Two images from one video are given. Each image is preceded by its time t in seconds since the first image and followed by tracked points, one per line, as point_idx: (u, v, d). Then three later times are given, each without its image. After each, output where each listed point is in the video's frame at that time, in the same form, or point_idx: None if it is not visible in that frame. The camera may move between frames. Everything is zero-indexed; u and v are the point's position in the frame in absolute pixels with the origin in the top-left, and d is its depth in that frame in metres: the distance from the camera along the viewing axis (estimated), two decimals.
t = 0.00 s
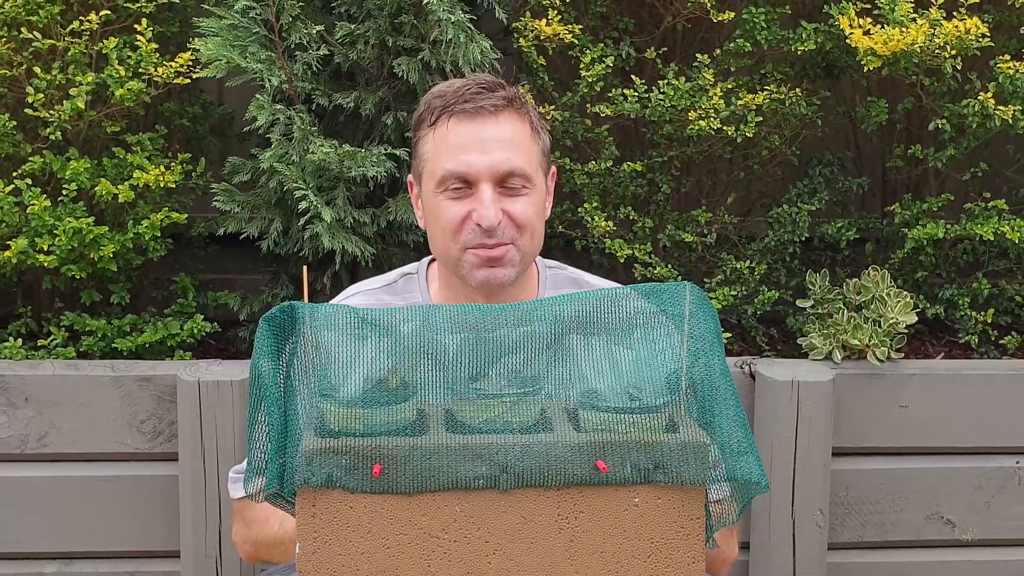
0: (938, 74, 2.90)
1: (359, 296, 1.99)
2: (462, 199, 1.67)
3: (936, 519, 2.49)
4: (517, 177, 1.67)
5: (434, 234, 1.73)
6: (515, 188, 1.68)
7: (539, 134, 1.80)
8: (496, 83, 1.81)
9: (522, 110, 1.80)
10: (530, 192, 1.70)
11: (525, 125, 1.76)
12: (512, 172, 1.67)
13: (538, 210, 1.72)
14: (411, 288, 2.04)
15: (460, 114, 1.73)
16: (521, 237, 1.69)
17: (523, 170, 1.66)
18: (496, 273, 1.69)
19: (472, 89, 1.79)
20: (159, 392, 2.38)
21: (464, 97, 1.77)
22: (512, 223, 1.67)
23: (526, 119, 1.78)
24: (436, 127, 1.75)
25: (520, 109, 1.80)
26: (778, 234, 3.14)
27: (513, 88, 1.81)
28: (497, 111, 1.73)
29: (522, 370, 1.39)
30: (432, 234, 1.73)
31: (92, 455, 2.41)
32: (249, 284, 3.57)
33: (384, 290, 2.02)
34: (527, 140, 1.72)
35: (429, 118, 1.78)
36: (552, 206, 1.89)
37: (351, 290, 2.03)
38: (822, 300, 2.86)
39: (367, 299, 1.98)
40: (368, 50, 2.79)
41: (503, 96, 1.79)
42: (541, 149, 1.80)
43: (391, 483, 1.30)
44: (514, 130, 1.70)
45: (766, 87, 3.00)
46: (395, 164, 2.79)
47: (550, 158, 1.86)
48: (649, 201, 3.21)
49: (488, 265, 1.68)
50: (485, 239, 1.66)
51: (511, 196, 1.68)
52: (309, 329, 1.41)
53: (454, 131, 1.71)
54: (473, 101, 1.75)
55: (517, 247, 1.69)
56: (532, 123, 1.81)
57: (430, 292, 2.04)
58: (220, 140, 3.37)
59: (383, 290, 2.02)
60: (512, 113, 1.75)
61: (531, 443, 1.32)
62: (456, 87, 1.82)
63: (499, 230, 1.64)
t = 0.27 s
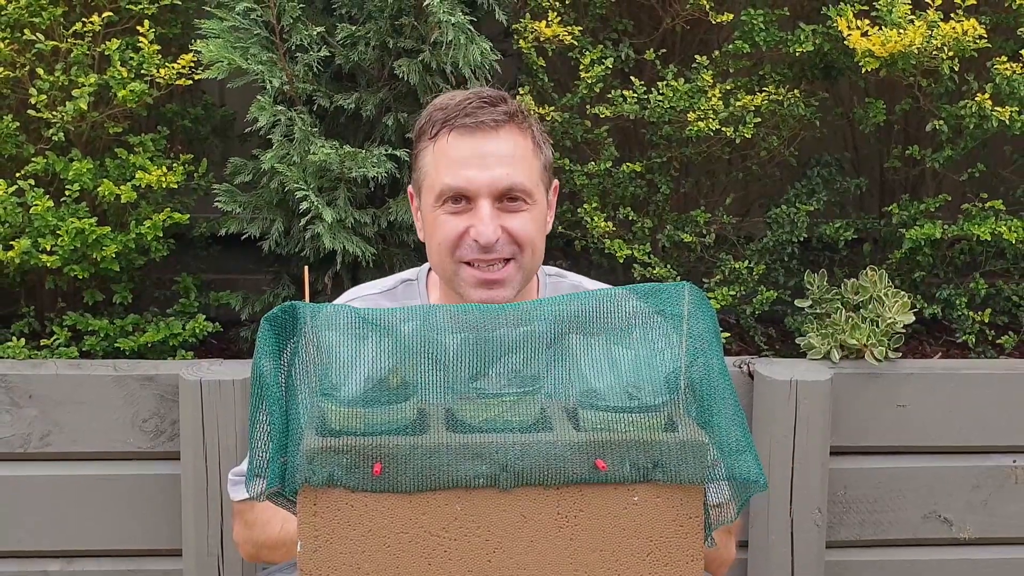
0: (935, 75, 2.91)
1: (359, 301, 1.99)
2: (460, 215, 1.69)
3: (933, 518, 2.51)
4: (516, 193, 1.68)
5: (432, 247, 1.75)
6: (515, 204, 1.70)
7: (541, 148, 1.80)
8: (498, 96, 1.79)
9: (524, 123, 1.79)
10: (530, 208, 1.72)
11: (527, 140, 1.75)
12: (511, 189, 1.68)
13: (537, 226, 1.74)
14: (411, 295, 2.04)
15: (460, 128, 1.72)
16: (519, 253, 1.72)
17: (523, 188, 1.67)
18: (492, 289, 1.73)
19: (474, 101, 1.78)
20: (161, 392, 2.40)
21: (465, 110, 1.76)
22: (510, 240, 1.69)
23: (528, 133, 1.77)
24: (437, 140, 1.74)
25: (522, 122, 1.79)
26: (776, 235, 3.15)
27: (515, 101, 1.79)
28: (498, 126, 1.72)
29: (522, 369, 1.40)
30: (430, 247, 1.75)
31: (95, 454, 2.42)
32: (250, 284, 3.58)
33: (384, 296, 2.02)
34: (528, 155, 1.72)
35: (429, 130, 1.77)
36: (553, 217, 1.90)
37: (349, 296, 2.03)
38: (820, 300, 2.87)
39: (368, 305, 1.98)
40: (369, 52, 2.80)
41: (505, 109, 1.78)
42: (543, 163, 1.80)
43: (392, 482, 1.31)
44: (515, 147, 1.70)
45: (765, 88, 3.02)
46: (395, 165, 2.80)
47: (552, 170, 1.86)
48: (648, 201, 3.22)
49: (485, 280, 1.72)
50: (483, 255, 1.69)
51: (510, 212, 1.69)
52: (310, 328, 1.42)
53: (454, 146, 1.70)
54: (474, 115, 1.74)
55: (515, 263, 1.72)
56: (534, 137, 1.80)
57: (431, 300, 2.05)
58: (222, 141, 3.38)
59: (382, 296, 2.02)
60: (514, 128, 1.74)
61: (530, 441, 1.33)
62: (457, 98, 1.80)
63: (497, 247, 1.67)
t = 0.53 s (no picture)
0: (933, 77, 2.92)
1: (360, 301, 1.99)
2: (463, 215, 1.70)
3: (931, 517, 2.52)
4: (518, 193, 1.70)
5: (434, 248, 1.76)
6: (517, 203, 1.71)
7: (543, 149, 1.81)
8: (500, 98, 1.81)
9: (527, 125, 1.80)
10: (532, 208, 1.73)
11: (529, 140, 1.77)
12: (513, 189, 1.69)
13: (540, 226, 1.75)
14: (412, 296, 2.06)
15: (462, 129, 1.74)
16: (522, 253, 1.73)
17: (525, 187, 1.68)
18: (496, 288, 1.74)
19: (476, 102, 1.79)
20: (164, 391, 2.41)
21: (468, 111, 1.77)
22: (513, 240, 1.71)
23: (530, 134, 1.79)
24: (439, 142, 1.76)
25: (525, 124, 1.81)
26: (774, 235, 3.17)
27: (517, 103, 1.81)
28: (500, 126, 1.74)
29: (522, 369, 1.41)
30: (433, 247, 1.77)
31: (98, 453, 2.44)
32: (252, 284, 3.60)
33: (385, 296, 2.03)
34: (530, 155, 1.74)
35: (432, 132, 1.79)
36: (556, 219, 1.92)
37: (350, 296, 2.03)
38: (819, 300, 2.89)
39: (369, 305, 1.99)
40: (370, 53, 2.82)
41: (507, 111, 1.79)
42: (545, 164, 1.81)
43: (392, 480, 1.33)
44: (517, 147, 1.72)
45: (763, 90, 3.04)
46: (396, 166, 2.81)
47: (555, 172, 1.87)
48: (647, 202, 3.24)
49: (489, 279, 1.73)
50: (486, 254, 1.70)
51: (512, 212, 1.71)
52: (311, 328, 1.44)
53: (456, 147, 1.72)
54: (477, 116, 1.76)
55: (518, 263, 1.73)
56: (536, 138, 1.82)
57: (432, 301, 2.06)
58: (224, 142, 3.40)
59: (383, 297, 2.03)
60: (516, 128, 1.76)
61: (530, 441, 1.35)
62: (460, 101, 1.82)
63: (500, 246, 1.68)
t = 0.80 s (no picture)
0: (930, 78, 2.94)
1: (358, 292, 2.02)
2: (457, 199, 1.72)
3: (928, 515, 2.53)
4: (511, 176, 1.72)
5: (429, 233, 1.78)
6: (510, 187, 1.73)
7: (534, 137, 1.84)
8: (491, 87, 1.84)
9: (518, 113, 1.83)
10: (524, 192, 1.74)
11: (521, 127, 1.79)
12: (506, 172, 1.71)
13: (533, 211, 1.76)
14: (410, 287, 2.07)
15: (455, 116, 1.76)
16: (515, 236, 1.74)
17: (517, 170, 1.70)
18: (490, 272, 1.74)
19: (468, 92, 1.83)
20: (166, 390, 2.43)
21: (460, 100, 1.80)
22: (506, 223, 1.72)
23: (521, 122, 1.81)
24: (433, 130, 1.79)
25: (516, 112, 1.83)
26: (773, 235, 3.18)
27: (508, 92, 1.84)
28: (492, 113, 1.77)
29: (522, 369, 1.43)
30: (427, 233, 1.78)
31: (100, 452, 2.45)
32: (253, 284, 3.61)
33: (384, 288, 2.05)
34: (522, 140, 1.76)
35: (426, 121, 1.82)
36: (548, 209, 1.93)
37: (352, 288, 2.06)
38: (817, 300, 2.91)
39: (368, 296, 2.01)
40: (370, 54, 2.84)
41: (498, 99, 1.82)
42: (537, 152, 1.83)
43: (392, 479, 1.34)
44: (508, 132, 1.74)
45: (761, 91, 3.06)
46: (397, 167, 2.83)
47: (547, 161, 1.89)
48: (646, 203, 3.25)
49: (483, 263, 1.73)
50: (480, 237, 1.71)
51: (505, 195, 1.72)
52: (312, 328, 1.45)
53: (449, 133, 1.75)
54: (469, 104, 1.79)
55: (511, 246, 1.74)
56: (527, 127, 1.84)
57: (430, 291, 2.07)
58: (225, 143, 3.42)
59: (382, 289, 2.05)
60: (508, 115, 1.79)
61: (530, 440, 1.36)
62: (452, 91, 1.85)
63: (493, 228, 1.70)
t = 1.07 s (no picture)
0: (927, 79, 2.96)
1: (361, 277, 2.05)
2: (454, 185, 1.72)
3: (926, 513, 2.55)
4: (507, 164, 1.72)
5: (426, 220, 1.78)
6: (505, 175, 1.73)
7: (530, 127, 1.85)
8: (489, 77, 1.86)
9: (514, 103, 1.84)
10: (519, 180, 1.75)
11: (517, 116, 1.80)
12: (502, 159, 1.71)
13: (528, 198, 1.76)
14: (412, 271, 2.09)
15: (454, 105, 1.78)
16: (510, 222, 1.73)
17: (513, 158, 1.71)
18: (484, 258, 1.74)
19: (466, 82, 1.84)
20: (168, 389, 2.44)
21: (458, 89, 1.82)
22: (501, 209, 1.71)
23: (517, 111, 1.83)
24: (431, 118, 1.80)
25: (513, 103, 1.85)
26: (771, 236, 3.20)
27: (505, 82, 1.85)
28: (489, 102, 1.78)
29: (522, 368, 1.44)
30: (424, 220, 1.78)
31: (103, 451, 2.47)
32: (255, 284, 3.63)
33: (386, 272, 2.08)
34: (518, 129, 1.77)
35: (424, 110, 1.83)
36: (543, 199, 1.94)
37: (358, 273, 2.10)
38: (815, 300, 2.93)
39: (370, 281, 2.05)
40: (371, 56, 2.85)
41: (495, 89, 1.84)
42: (532, 141, 1.84)
43: (393, 478, 1.35)
44: (505, 121, 1.75)
45: (760, 92, 3.08)
46: (397, 167, 2.84)
47: (542, 152, 1.90)
48: (645, 203, 3.27)
49: (478, 248, 1.73)
50: (476, 223, 1.70)
51: (501, 183, 1.73)
52: (312, 327, 1.46)
53: (447, 121, 1.76)
54: (467, 93, 1.80)
55: (506, 233, 1.74)
56: (523, 117, 1.85)
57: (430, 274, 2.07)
58: (227, 143, 3.43)
59: (385, 272, 2.08)
60: (504, 105, 1.80)
61: (530, 439, 1.37)
62: (450, 81, 1.86)
63: (489, 215, 1.69)
